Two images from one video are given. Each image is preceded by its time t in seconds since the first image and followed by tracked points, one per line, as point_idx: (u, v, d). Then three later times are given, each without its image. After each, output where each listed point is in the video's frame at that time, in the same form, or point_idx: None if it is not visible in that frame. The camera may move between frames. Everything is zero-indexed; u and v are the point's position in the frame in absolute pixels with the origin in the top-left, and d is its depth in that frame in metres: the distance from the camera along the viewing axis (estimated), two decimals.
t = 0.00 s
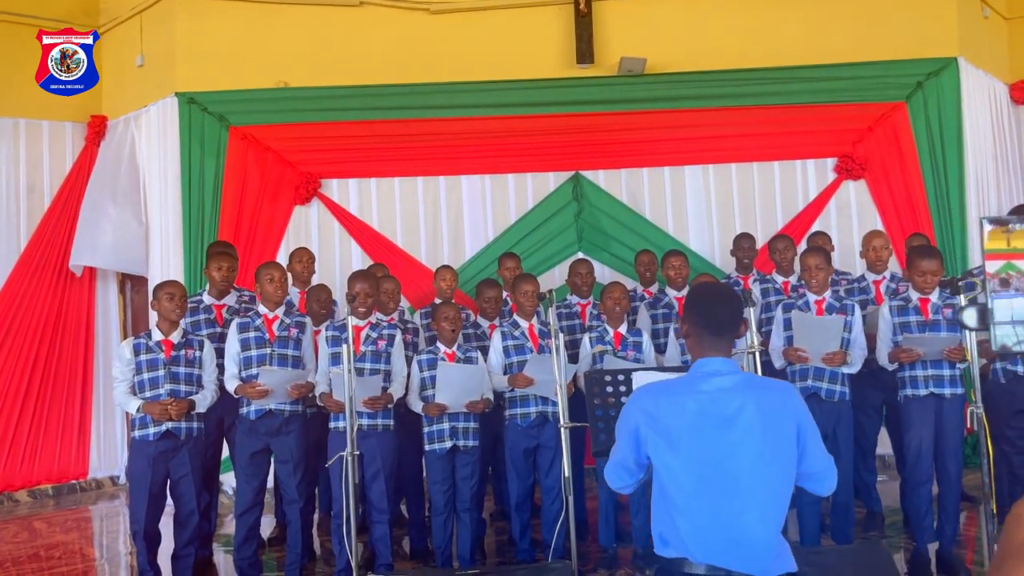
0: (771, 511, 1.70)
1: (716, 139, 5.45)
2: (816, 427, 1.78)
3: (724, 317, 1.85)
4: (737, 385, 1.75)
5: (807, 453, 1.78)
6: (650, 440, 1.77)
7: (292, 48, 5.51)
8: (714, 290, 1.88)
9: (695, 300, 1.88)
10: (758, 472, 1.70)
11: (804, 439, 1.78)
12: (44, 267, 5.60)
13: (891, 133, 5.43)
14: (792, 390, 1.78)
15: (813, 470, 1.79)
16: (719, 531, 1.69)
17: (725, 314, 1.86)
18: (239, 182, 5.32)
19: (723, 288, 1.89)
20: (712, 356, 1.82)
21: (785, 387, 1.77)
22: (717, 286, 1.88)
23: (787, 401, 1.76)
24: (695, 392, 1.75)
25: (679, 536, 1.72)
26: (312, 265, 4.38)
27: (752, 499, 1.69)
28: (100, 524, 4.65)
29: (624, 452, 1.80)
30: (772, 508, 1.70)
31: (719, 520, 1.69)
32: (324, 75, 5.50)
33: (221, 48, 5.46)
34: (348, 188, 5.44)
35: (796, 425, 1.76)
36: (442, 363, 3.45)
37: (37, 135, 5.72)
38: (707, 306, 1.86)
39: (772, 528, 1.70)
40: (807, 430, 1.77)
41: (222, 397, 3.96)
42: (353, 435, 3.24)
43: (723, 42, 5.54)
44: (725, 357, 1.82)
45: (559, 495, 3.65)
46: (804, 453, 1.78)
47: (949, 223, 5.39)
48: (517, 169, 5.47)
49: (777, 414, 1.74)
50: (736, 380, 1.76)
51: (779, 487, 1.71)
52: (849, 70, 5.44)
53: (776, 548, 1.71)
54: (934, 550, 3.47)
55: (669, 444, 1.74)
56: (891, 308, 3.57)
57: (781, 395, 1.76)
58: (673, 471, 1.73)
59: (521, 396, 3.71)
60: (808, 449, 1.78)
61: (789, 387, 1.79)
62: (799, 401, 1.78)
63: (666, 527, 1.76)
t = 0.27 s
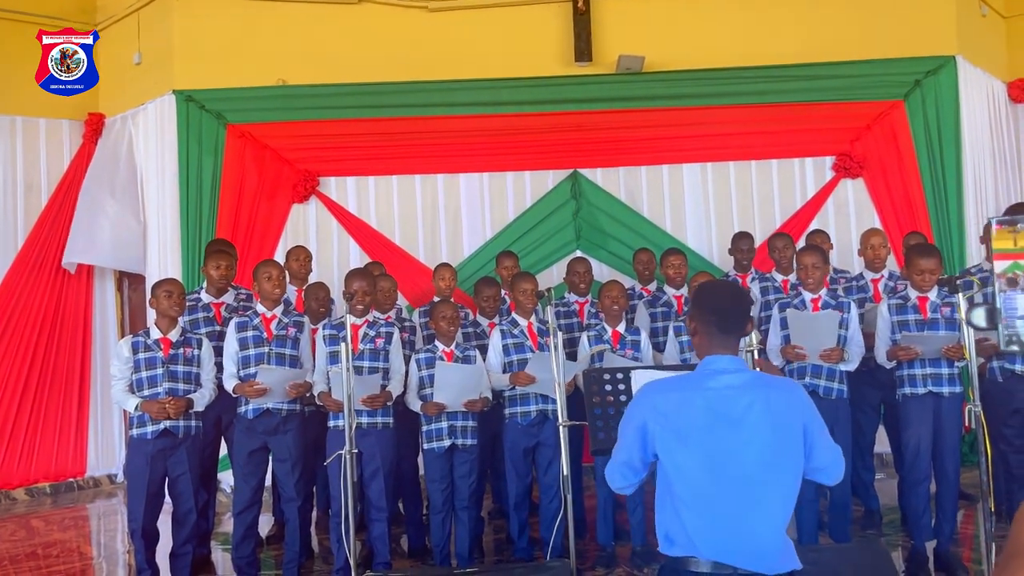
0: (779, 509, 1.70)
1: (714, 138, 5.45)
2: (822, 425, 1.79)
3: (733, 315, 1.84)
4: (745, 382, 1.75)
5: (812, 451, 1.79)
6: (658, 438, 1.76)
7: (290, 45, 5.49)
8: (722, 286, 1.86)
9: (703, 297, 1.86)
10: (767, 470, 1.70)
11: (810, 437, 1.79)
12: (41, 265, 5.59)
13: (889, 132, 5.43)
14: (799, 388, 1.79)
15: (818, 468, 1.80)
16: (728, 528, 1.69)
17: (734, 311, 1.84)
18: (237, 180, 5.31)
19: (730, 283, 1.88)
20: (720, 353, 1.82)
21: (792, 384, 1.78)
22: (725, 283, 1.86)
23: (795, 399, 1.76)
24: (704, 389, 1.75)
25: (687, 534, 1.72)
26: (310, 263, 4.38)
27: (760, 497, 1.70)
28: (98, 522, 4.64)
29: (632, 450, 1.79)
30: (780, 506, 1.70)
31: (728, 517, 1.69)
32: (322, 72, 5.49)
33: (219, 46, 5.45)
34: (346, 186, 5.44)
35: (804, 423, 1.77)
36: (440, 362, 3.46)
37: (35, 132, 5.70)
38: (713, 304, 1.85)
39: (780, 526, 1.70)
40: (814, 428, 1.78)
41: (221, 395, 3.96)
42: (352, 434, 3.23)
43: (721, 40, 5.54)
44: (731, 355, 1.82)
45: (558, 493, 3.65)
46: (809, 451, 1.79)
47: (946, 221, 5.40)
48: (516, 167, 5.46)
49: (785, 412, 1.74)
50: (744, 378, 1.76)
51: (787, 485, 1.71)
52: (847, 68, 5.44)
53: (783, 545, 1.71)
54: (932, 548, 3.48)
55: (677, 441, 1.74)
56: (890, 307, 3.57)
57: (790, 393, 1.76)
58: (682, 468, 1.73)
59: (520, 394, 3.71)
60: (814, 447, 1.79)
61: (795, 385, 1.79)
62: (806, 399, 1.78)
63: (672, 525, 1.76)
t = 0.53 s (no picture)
0: (787, 508, 1.71)
1: (713, 136, 5.45)
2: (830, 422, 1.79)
3: (742, 313, 1.84)
4: (753, 381, 1.75)
5: (820, 449, 1.79)
6: (667, 438, 1.75)
7: (288, 43, 5.49)
8: (731, 285, 1.87)
9: (711, 296, 1.87)
10: (776, 468, 1.71)
11: (819, 435, 1.78)
12: (40, 263, 5.58)
13: (888, 130, 5.43)
14: (806, 385, 1.79)
15: (825, 465, 1.80)
16: (736, 528, 1.69)
17: (742, 309, 1.84)
18: (236, 178, 5.31)
19: (738, 283, 1.88)
20: (728, 351, 1.82)
21: (799, 382, 1.78)
22: (732, 282, 1.87)
23: (803, 397, 1.76)
24: (713, 388, 1.74)
25: (696, 534, 1.72)
26: (308, 261, 4.39)
27: (769, 496, 1.70)
28: (97, 521, 4.64)
29: (640, 450, 1.77)
30: (788, 505, 1.71)
31: (737, 517, 1.69)
32: (321, 71, 5.49)
33: (217, 44, 5.44)
34: (345, 184, 5.44)
35: (811, 421, 1.77)
36: (439, 360, 3.46)
37: (33, 131, 5.70)
38: (722, 303, 1.84)
39: (788, 524, 1.71)
40: (822, 426, 1.78)
41: (220, 394, 3.96)
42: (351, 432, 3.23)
43: (720, 39, 5.54)
44: (740, 353, 1.81)
45: (557, 491, 3.65)
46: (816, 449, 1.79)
47: (945, 219, 5.41)
48: (514, 165, 5.46)
49: (793, 410, 1.74)
50: (752, 376, 1.76)
51: (795, 483, 1.72)
52: (846, 67, 5.44)
53: (791, 544, 1.72)
54: (931, 547, 3.48)
55: (686, 441, 1.73)
56: (889, 305, 3.57)
57: (796, 390, 1.76)
58: (691, 467, 1.72)
59: (520, 392, 3.71)
60: (822, 445, 1.79)
61: (802, 383, 1.79)
62: (813, 397, 1.78)
63: (679, 525, 1.76)
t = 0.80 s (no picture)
0: (798, 506, 1.71)
1: (713, 135, 5.45)
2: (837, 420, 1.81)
3: (752, 314, 1.84)
4: (765, 379, 1.75)
5: (828, 447, 1.80)
6: (678, 435, 1.75)
7: (287, 42, 5.49)
8: (741, 284, 1.86)
9: (723, 294, 1.85)
10: (787, 467, 1.71)
11: (827, 434, 1.79)
12: (38, 261, 5.58)
13: (886, 129, 5.44)
14: (815, 384, 1.79)
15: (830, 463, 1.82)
16: (747, 526, 1.69)
17: (753, 309, 1.84)
18: (235, 177, 5.31)
19: (748, 282, 1.88)
20: (738, 350, 1.81)
21: (808, 380, 1.79)
22: (744, 281, 1.86)
23: (812, 395, 1.77)
24: (724, 386, 1.74)
25: (707, 532, 1.72)
26: (307, 260, 4.40)
27: (780, 494, 1.71)
28: (96, 520, 4.64)
29: (650, 447, 1.76)
30: (798, 503, 1.71)
31: (749, 515, 1.70)
32: (320, 70, 5.48)
33: (216, 43, 5.44)
34: (344, 183, 5.44)
35: (820, 420, 1.77)
36: (437, 359, 3.45)
37: (31, 130, 5.69)
38: (734, 303, 1.84)
39: (798, 522, 1.71)
40: (830, 423, 1.79)
41: (219, 393, 3.96)
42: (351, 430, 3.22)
43: (719, 37, 5.54)
44: (750, 352, 1.81)
45: (556, 490, 3.65)
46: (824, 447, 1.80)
47: (943, 218, 5.41)
48: (513, 164, 5.46)
49: (803, 409, 1.75)
50: (763, 374, 1.76)
51: (806, 481, 1.73)
52: (845, 66, 5.45)
53: (800, 542, 1.73)
54: (929, 546, 3.48)
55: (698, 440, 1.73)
56: (887, 304, 3.57)
57: (806, 389, 1.77)
58: (702, 466, 1.72)
59: (518, 391, 3.71)
60: (829, 443, 1.80)
61: (810, 381, 1.80)
62: (821, 395, 1.79)
63: (689, 523, 1.76)
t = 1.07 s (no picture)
0: (802, 507, 1.72)
1: (711, 135, 5.45)
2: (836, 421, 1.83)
3: (759, 315, 1.84)
4: (768, 380, 1.75)
5: (827, 448, 1.82)
6: (682, 436, 1.74)
7: (285, 42, 5.48)
8: (747, 285, 1.85)
9: (728, 294, 1.85)
10: (791, 467, 1.72)
11: (825, 435, 1.81)
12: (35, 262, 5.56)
13: (884, 129, 5.45)
14: (814, 385, 1.81)
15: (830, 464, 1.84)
16: (753, 527, 1.69)
17: (759, 311, 1.84)
18: (233, 177, 5.30)
19: (753, 283, 1.88)
20: (744, 350, 1.81)
21: (808, 382, 1.80)
22: (750, 282, 1.86)
23: (813, 396, 1.78)
24: (729, 387, 1.74)
25: (712, 533, 1.71)
26: (306, 261, 4.40)
27: (786, 495, 1.71)
28: (93, 520, 4.63)
29: (653, 448, 1.76)
30: (803, 504, 1.72)
31: (754, 516, 1.70)
32: (318, 70, 5.48)
33: (215, 43, 5.44)
34: (342, 183, 5.43)
35: (820, 421, 1.79)
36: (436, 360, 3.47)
37: (28, 130, 5.69)
38: (738, 302, 1.83)
39: (803, 523, 1.72)
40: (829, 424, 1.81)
41: (217, 394, 3.96)
42: (348, 430, 3.22)
43: (718, 38, 5.54)
44: (753, 353, 1.81)
45: (554, 490, 3.65)
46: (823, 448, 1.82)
47: (941, 218, 5.41)
48: (511, 165, 5.46)
49: (806, 410, 1.76)
50: (766, 375, 1.76)
51: (810, 482, 1.73)
52: (843, 67, 5.45)
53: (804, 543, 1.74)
54: (927, 546, 3.48)
55: (703, 441, 1.73)
56: (885, 303, 3.58)
57: (807, 390, 1.78)
58: (708, 466, 1.72)
59: (516, 392, 3.71)
60: (828, 444, 1.82)
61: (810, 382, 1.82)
62: (821, 396, 1.81)
63: (693, 524, 1.75)
